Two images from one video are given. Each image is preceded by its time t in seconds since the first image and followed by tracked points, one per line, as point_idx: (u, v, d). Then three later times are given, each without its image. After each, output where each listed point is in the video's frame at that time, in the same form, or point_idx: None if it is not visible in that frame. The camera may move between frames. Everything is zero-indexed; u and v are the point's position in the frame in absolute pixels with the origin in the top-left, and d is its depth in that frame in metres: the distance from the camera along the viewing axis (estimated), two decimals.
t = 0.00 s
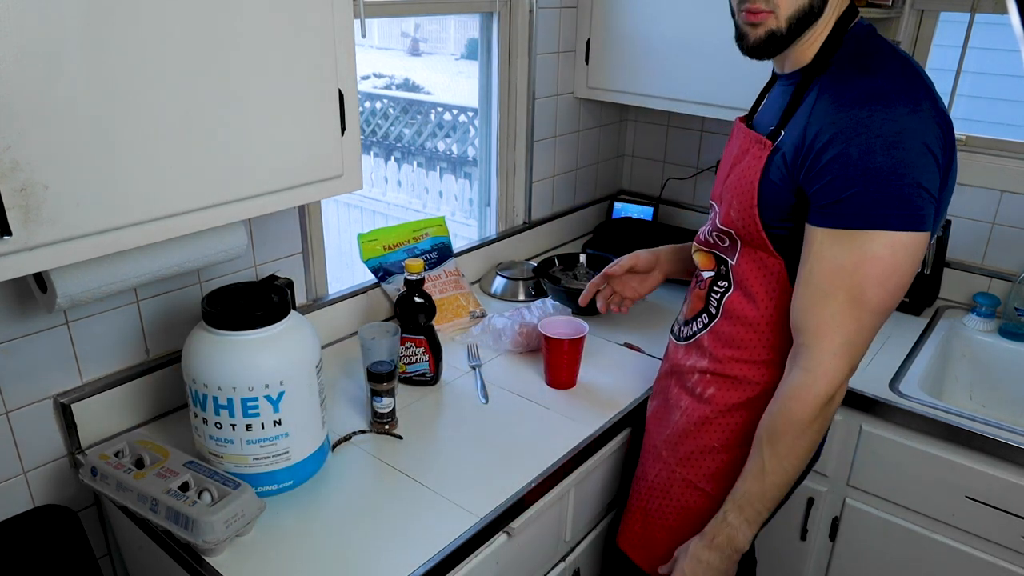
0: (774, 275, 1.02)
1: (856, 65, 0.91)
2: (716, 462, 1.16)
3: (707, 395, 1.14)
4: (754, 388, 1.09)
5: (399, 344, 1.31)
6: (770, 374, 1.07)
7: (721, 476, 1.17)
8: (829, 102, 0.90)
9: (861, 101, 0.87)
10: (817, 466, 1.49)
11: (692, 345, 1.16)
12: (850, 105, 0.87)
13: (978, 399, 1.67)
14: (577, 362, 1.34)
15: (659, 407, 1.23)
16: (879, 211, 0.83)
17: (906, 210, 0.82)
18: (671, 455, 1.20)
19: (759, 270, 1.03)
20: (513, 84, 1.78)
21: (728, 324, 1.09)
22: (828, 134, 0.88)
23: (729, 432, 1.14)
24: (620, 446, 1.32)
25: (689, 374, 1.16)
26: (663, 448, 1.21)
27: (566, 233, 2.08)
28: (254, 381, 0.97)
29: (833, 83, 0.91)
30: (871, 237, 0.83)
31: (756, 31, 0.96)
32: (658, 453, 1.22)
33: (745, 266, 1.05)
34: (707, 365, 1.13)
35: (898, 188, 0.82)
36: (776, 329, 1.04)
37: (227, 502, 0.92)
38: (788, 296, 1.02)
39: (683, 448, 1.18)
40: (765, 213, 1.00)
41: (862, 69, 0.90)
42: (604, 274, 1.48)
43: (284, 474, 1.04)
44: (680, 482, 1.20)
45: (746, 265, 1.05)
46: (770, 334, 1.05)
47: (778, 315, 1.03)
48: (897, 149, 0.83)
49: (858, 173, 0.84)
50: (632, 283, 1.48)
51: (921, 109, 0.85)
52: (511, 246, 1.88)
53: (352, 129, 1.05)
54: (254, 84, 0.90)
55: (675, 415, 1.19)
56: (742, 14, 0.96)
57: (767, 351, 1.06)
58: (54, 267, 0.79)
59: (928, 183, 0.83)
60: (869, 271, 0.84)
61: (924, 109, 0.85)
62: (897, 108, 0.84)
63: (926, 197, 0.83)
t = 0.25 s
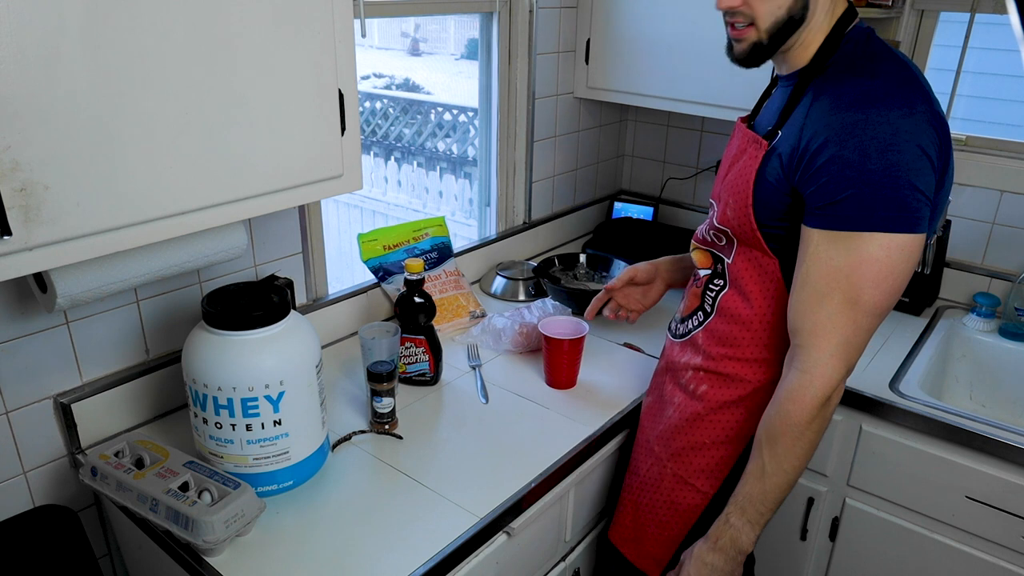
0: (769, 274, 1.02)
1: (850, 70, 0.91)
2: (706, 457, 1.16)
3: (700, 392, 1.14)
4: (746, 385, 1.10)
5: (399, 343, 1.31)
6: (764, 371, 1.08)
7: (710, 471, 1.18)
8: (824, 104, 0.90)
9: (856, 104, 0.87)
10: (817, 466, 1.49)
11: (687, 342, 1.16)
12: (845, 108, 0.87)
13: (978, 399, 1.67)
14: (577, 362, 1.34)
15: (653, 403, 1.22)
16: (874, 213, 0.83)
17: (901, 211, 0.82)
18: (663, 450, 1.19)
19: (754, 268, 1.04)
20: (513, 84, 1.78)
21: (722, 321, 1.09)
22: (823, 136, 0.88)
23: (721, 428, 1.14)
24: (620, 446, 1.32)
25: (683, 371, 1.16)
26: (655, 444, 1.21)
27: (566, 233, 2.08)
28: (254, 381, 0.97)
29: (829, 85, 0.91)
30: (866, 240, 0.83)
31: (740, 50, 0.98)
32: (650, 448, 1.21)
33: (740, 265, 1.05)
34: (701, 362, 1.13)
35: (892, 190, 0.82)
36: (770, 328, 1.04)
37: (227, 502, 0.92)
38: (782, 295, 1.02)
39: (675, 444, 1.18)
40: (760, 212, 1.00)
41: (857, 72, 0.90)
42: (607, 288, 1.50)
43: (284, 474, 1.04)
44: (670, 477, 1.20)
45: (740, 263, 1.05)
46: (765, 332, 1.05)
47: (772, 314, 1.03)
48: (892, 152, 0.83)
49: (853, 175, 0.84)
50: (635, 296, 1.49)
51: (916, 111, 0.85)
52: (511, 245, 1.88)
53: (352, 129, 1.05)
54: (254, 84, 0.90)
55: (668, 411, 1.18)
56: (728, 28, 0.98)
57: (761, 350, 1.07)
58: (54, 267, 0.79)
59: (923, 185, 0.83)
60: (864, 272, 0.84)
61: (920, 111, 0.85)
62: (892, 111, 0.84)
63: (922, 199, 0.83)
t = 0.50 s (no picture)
0: (765, 274, 1.02)
1: (847, 70, 0.91)
2: (701, 456, 1.16)
3: (696, 390, 1.14)
4: (741, 385, 1.09)
5: (399, 344, 1.31)
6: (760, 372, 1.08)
7: (704, 471, 1.17)
8: (819, 103, 0.90)
9: (850, 102, 0.87)
10: (817, 466, 1.49)
11: (685, 341, 1.16)
12: (840, 106, 0.87)
13: (978, 399, 1.67)
14: (577, 362, 1.34)
15: (652, 401, 1.23)
16: (864, 212, 0.83)
17: (892, 211, 0.82)
18: (659, 448, 1.20)
19: (749, 268, 1.03)
20: (513, 84, 1.78)
21: (719, 320, 1.09)
22: (817, 134, 0.88)
23: (716, 427, 1.14)
24: (619, 447, 1.32)
25: (680, 369, 1.16)
26: (652, 441, 1.21)
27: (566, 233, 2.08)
28: (254, 381, 0.97)
29: (825, 85, 0.92)
30: (856, 238, 0.84)
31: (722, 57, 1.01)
32: (646, 446, 1.22)
33: (736, 265, 1.05)
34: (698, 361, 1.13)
35: (883, 189, 0.82)
36: (766, 327, 1.04)
37: (227, 502, 0.92)
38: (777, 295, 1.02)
39: (671, 442, 1.18)
40: (756, 212, 1.00)
41: (854, 72, 0.90)
42: (610, 279, 1.48)
43: (284, 474, 1.04)
44: (666, 475, 1.20)
45: (737, 263, 1.05)
46: (760, 332, 1.05)
47: (767, 314, 1.03)
48: (884, 151, 0.83)
49: (844, 173, 0.84)
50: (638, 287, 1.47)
51: (911, 112, 0.85)
52: (511, 245, 1.88)
53: (352, 129, 1.05)
54: (254, 84, 0.90)
55: (665, 409, 1.19)
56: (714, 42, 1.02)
57: (757, 350, 1.06)
58: (54, 267, 0.79)
59: (916, 186, 0.83)
60: (853, 271, 0.84)
61: (916, 112, 0.85)
62: (886, 111, 0.84)
63: (914, 199, 0.83)
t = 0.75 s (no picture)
0: (764, 276, 1.02)
1: (840, 65, 0.91)
2: (704, 457, 1.16)
3: (696, 391, 1.14)
4: (743, 386, 1.10)
5: (399, 344, 1.31)
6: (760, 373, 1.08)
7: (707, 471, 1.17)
8: (810, 99, 0.90)
9: (841, 98, 0.87)
10: (817, 466, 1.49)
11: (685, 342, 1.16)
12: (830, 102, 0.87)
13: (978, 399, 1.67)
14: (577, 362, 1.34)
15: (652, 402, 1.23)
16: (853, 207, 0.83)
17: (880, 206, 0.82)
18: (660, 449, 1.20)
19: (748, 268, 1.03)
20: (512, 84, 1.78)
21: (720, 322, 1.09)
22: (807, 129, 0.88)
23: (717, 428, 1.14)
24: (620, 446, 1.32)
25: (681, 370, 1.16)
26: (653, 443, 1.21)
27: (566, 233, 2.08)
28: (254, 380, 0.97)
29: (816, 81, 0.92)
30: (846, 234, 0.83)
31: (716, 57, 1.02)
32: (648, 447, 1.22)
33: (735, 266, 1.05)
34: (698, 363, 1.13)
35: (872, 185, 0.82)
36: (765, 328, 1.04)
37: (227, 502, 0.92)
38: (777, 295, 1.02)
39: (673, 443, 1.18)
40: (753, 212, 1.00)
41: (845, 68, 0.90)
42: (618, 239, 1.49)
43: (284, 474, 1.04)
44: (667, 476, 1.20)
45: (735, 264, 1.05)
46: (760, 333, 1.05)
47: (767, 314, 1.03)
48: (874, 146, 0.83)
49: (834, 169, 0.84)
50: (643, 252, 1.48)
51: (902, 107, 0.84)
52: (511, 245, 1.88)
53: (352, 130, 1.05)
54: (254, 84, 0.90)
55: (666, 411, 1.19)
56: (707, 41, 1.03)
57: (759, 351, 1.06)
58: (54, 267, 0.79)
59: (906, 181, 0.83)
60: (843, 268, 0.84)
61: (906, 108, 0.85)
62: (876, 106, 0.84)
63: (903, 195, 0.83)
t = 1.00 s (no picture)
0: (763, 277, 1.02)
1: (841, 63, 0.91)
2: (706, 460, 1.16)
3: (696, 394, 1.14)
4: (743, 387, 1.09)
5: (399, 344, 1.31)
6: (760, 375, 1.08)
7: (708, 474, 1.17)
8: (811, 97, 0.90)
9: (842, 97, 0.87)
10: (817, 466, 1.49)
11: (685, 344, 1.16)
12: (832, 101, 0.87)
13: (978, 399, 1.67)
14: (577, 362, 1.34)
15: (653, 405, 1.23)
16: (854, 206, 0.83)
17: (881, 206, 0.82)
18: (661, 452, 1.20)
19: (747, 269, 1.03)
20: (512, 84, 1.78)
21: (719, 324, 1.09)
22: (809, 128, 0.88)
23: (718, 430, 1.14)
24: (620, 446, 1.32)
25: (680, 372, 1.16)
26: (654, 445, 1.21)
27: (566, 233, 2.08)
28: (254, 381, 0.97)
29: (818, 80, 0.92)
30: (847, 233, 0.83)
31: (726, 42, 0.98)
32: (649, 450, 1.22)
33: (734, 267, 1.05)
34: (698, 364, 1.13)
35: (874, 184, 0.82)
36: (764, 329, 1.04)
37: (227, 502, 0.92)
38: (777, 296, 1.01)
39: (673, 446, 1.18)
40: (753, 210, 0.99)
41: (846, 67, 0.90)
42: (595, 259, 1.49)
43: (284, 474, 1.04)
44: (669, 479, 1.20)
45: (734, 265, 1.05)
46: (759, 334, 1.05)
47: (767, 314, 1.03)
48: (875, 146, 0.83)
49: (834, 168, 0.84)
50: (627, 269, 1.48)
51: (903, 106, 0.85)
52: (511, 246, 1.88)
53: (352, 129, 1.05)
54: (254, 84, 0.90)
55: (666, 413, 1.19)
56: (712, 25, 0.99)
57: (759, 353, 1.06)
58: (54, 267, 0.79)
59: (907, 181, 0.83)
60: (843, 268, 0.84)
61: (908, 107, 0.85)
62: (877, 105, 0.84)
63: (905, 194, 0.83)
